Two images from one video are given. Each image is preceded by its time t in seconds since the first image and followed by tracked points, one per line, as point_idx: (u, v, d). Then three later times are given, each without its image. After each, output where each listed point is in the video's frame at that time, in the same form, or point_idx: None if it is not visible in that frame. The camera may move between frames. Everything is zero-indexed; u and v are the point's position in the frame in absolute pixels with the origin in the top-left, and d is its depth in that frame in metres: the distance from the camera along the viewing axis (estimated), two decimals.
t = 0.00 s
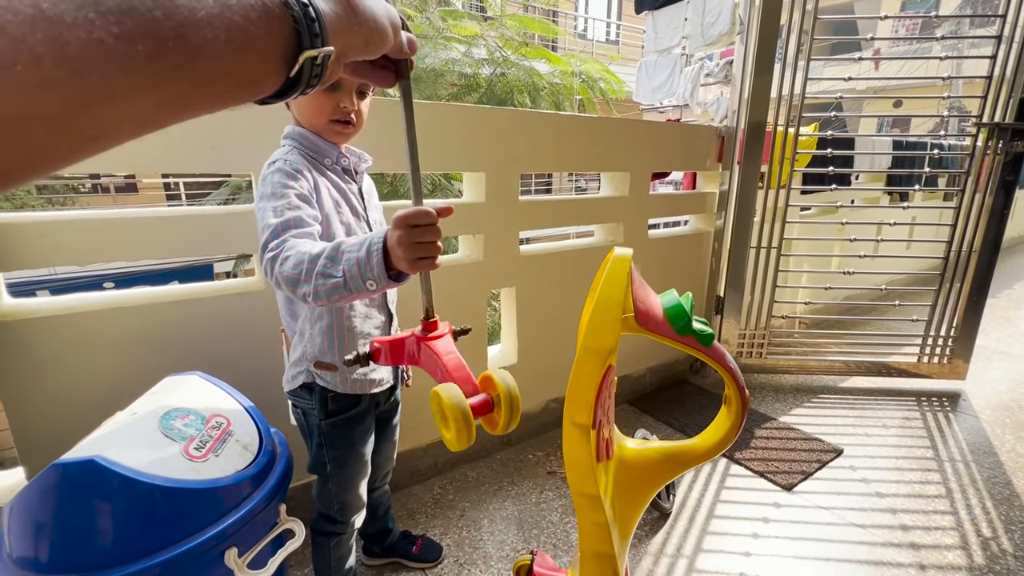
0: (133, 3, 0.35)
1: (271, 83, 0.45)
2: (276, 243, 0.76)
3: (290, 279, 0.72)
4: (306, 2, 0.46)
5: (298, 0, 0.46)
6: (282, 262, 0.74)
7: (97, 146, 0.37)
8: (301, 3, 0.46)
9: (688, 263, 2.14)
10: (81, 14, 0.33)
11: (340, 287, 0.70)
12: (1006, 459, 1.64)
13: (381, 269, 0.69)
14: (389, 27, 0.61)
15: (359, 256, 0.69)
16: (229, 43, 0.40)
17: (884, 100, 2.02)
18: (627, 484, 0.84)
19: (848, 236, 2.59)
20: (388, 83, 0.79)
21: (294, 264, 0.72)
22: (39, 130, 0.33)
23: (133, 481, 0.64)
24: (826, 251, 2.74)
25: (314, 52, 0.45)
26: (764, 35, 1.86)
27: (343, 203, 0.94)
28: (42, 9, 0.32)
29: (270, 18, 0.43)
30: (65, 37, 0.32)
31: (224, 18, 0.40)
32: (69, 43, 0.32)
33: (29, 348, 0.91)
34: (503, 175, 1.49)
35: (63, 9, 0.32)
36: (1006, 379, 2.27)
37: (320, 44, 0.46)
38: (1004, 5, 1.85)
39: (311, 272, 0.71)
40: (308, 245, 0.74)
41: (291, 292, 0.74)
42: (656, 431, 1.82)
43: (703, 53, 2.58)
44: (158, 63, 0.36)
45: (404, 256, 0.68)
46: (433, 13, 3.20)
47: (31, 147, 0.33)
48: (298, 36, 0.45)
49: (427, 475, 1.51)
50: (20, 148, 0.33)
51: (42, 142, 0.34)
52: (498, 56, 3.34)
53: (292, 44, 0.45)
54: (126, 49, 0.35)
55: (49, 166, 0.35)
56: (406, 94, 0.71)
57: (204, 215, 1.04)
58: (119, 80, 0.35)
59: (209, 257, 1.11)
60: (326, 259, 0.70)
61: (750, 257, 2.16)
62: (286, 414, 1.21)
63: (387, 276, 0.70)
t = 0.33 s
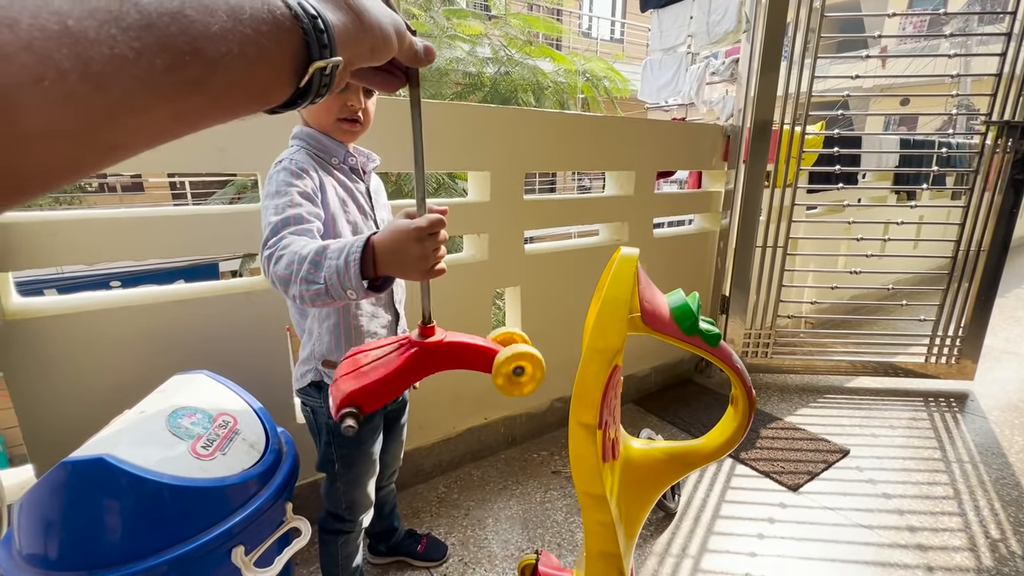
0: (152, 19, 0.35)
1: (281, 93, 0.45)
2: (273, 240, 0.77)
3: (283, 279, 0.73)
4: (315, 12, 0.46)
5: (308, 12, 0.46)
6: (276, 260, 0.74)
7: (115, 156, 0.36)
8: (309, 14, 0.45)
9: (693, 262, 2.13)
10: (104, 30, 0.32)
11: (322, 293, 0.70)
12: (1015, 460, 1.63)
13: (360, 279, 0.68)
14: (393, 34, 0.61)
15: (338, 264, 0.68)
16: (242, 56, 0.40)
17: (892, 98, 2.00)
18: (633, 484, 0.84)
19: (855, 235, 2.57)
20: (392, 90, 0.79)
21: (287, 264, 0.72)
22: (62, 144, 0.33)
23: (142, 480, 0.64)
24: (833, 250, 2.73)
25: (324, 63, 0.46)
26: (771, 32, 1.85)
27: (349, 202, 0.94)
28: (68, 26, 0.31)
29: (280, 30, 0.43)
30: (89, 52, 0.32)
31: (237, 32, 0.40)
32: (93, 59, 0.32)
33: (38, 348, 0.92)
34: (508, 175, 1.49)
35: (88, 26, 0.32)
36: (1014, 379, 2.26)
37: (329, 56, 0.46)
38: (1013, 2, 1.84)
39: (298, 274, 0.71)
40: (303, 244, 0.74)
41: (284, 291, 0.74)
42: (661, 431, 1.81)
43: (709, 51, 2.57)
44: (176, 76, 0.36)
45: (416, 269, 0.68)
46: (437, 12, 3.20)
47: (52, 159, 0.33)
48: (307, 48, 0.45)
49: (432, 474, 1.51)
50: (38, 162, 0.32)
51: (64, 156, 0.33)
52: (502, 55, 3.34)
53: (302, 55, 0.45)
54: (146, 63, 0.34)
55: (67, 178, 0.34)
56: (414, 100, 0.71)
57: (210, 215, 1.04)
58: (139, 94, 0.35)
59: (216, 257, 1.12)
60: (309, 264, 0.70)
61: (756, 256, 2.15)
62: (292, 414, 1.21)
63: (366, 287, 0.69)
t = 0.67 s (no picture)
0: (169, 35, 0.33)
1: (289, 108, 0.43)
2: (279, 237, 0.76)
3: (289, 275, 0.73)
4: (326, 29, 0.45)
5: (318, 28, 0.44)
6: (283, 256, 0.74)
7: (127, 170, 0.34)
8: (320, 30, 0.44)
9: (699, 262, 2.12)
10: (124, 46, 0.31)
11: (329, 290, 0.69)
12: None
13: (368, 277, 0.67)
14: (397, 40, 0.60)
15: (346, 261, 0.68)
16: (256, 71, 0.39)
17: (900, 96, 1.98)
18: (638, 485, 0.83)
19: (864, 235, 2.55)
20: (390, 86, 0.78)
21: (294, 260, 0.72)
22: (78, 156, 0.31)
23: (146, 477, 0.64)
24: (840, 250, 2.71)
25: (334, 78, 0.44)
26: (778, 31, 1.84)
27: (353, 200, 0.94)
28: (90, 42, 0.29)
29: (291, 46, 0.42)
30: (110, 67, 0.30)
31: (250, 47, 0.38)
32: (113, 71, 0.30)
33: (45, 348, 0.92)
34: (514, 175, 1.48)
35: (109, 42, 0.30)
36: None
37: (338, 70, 0.45)
38: None
39: (306, 270, 0.71)
40: (309, 240, 0.73)
41: (290, 288, 0.74)
42: (667, 432, 1.80)
43: (715, 51, 2.55)
44: (193, 90, 0.34)
45: (426, 267, 0.68)
46: (443, 13, 3.20)
47: (67, 172, 0.31)
48: (317, 64, 0.44)
49: (437, 473, 1.51)
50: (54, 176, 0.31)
51: (80, 169, 0.31)
52: (508, 55, 3.34)
53: (311, 71, 0.44)
54: (163, 78, 0.33)
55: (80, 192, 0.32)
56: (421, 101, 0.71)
57: (215, 214, 1.03)
58: (156, 108, 0.33)
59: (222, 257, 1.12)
60: (317, 261, 0.70)
61: (762, 257, 2.14)
62: (298, 413, 1.22)
63: (373, 285, 0.69)
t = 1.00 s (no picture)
0: (179, 35, 0.32)
1: (297, 108, 0.42)
2: (281, 232, 0.76)
3: (293, 268, 0.72)
4: (333, 28, 0.44)
5: (325, 28, 0.43)
6: (286, 250, 0.73)
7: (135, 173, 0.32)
8: (327, 30, 0.43)
9: (706, 264, 2.10)
10: (135, 45, 0.30)
11: (336, 279, 0.69)
12: None
13: (376, 263, 0.67)
14: (395, 29, 0.59)
15: (355, 248, 0.67)
16: (264, 71, 0.38)
17: (909, 96, 1.96)
18: (644, 488, 0.82)
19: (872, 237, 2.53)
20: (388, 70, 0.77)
21: (297, 253, 0.72)
22: (89, 158, 0.30)
23: (149, 477, 0.64)
24: (849, 252, 2.68)
25: (341, 78, 0.43)
26: (786, 33, 1.82)
27: (355, 199, 0.94)
28: (103, 41, 0.29)
29: (300, 47, 0.41)
30: (122, 66, 0.29)
31: (259, 47, 0.37)
32: (126, 71, 0.29)
33: (52, 348, 0.92)
34: (519, 176, 1.48)
35: (121, 41, 0.30)
36: None
37: (346, 70, 0.44)
38: None
39: (310, 261, 0.71)
40: (313, 233, 0.73)
41: (294, 282, 0.73)
42: (673, 435, 1.78)
43: (723, 52, 2.54)
44: (203, 89, 0.33)
45: (418, 251, 0.66)
46: (449, 15, 3.22)
47: (75, 174, 0.29)
48: (325, 64, 0.43)
49: (442, 475, 1.50)
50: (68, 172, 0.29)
51: (92, 169, 0.30)
52: (514, 57, 3.35)
53: (319, 71, 0.42)
54: (174, 76, 0.31)
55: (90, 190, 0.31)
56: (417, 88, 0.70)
57: (219, 213, 1.03)
58: (167, 107, 0.31)
59: (227, 257, 1.12)
60: (323, 250, 0.70)
61: (771, 259, 2.12)
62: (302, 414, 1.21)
63: (381, 271, 0.68)
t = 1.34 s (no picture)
0: None
1: (295, 47, 0.45)
2: (281, 231, 0.78)
3: (292, 262, 0.73)
4: None
5: None
6: (283, 247, 0.75)
7: (147, 96, 0.39)
8: None
9: (714, 271, 2.09)
10: None
11: (335, 257, 0.69)
12: None
13: (372, 229, 0.67)
14: None
15: (349, 221, 0.68)
16: (262, 9, 0.42)
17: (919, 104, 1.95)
18: (651, 500, 0.82)
19: (881, 245, 2.52)
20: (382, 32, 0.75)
21: (294, 247, 0.73)
22: (104, 81, 0.36)
23: (160, 483, 0.65)
24: (858, 261, 2.66)
25: (339, 19, 0.45)
26: (794, 39, 1.82)
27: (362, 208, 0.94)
28: None
29: None
30: None
31: None
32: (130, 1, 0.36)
33: (65, 351, 0.94)
34: (527, 183, 1.49)
35: None
36: None
37: (344, 11, 0.46)
38: None
39: (308, 251, 0.71)
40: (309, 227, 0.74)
41: (295, 278, 0.74)
42: (679, 443, 1.78)
43: (731, 59, 2.54)
44: (199, 22, 0.39)
45: (405, 212, 0.67)
46: (458, 21, 3.29)
47: (93, 94, 0.36)
48: (322, 5, 0.45)
49: (447, 482, 1.50)
50: (85, 96, 0.36)
51: (106, 95, 0.37)
52: (521, 63, 3.37)
53: (316, 12, 0.45)
54: (175, 9, 0.38)
55: (109, 116, 0.38)
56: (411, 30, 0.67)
57: (230, 220, 1.04)
58: (166, 34, 0.38)
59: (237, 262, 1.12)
60: (319, 233, 0.70)
61: (778, 266, 2.11)
62: (309, 420, 1.22)
63: (378, 237, 0.68)
